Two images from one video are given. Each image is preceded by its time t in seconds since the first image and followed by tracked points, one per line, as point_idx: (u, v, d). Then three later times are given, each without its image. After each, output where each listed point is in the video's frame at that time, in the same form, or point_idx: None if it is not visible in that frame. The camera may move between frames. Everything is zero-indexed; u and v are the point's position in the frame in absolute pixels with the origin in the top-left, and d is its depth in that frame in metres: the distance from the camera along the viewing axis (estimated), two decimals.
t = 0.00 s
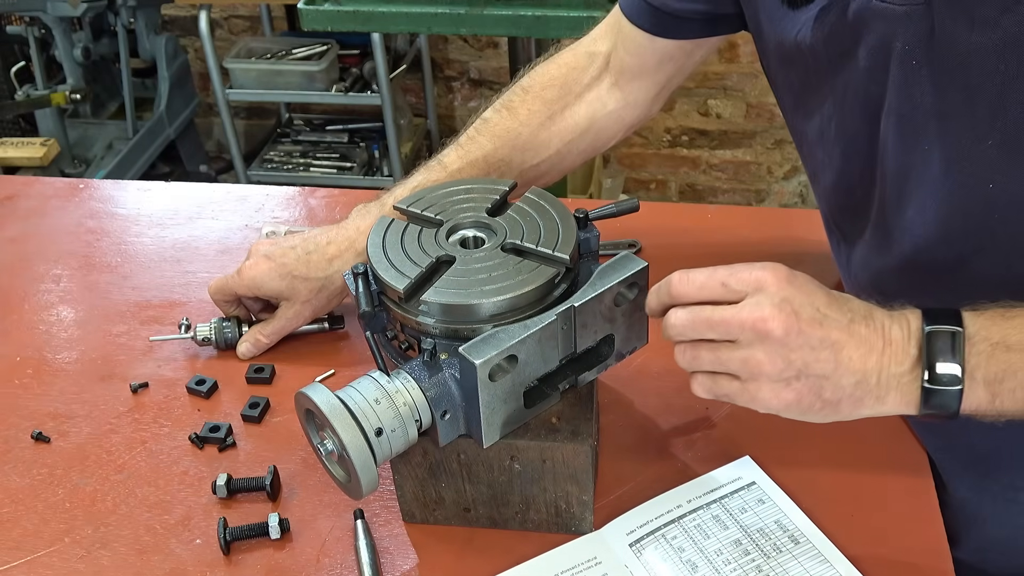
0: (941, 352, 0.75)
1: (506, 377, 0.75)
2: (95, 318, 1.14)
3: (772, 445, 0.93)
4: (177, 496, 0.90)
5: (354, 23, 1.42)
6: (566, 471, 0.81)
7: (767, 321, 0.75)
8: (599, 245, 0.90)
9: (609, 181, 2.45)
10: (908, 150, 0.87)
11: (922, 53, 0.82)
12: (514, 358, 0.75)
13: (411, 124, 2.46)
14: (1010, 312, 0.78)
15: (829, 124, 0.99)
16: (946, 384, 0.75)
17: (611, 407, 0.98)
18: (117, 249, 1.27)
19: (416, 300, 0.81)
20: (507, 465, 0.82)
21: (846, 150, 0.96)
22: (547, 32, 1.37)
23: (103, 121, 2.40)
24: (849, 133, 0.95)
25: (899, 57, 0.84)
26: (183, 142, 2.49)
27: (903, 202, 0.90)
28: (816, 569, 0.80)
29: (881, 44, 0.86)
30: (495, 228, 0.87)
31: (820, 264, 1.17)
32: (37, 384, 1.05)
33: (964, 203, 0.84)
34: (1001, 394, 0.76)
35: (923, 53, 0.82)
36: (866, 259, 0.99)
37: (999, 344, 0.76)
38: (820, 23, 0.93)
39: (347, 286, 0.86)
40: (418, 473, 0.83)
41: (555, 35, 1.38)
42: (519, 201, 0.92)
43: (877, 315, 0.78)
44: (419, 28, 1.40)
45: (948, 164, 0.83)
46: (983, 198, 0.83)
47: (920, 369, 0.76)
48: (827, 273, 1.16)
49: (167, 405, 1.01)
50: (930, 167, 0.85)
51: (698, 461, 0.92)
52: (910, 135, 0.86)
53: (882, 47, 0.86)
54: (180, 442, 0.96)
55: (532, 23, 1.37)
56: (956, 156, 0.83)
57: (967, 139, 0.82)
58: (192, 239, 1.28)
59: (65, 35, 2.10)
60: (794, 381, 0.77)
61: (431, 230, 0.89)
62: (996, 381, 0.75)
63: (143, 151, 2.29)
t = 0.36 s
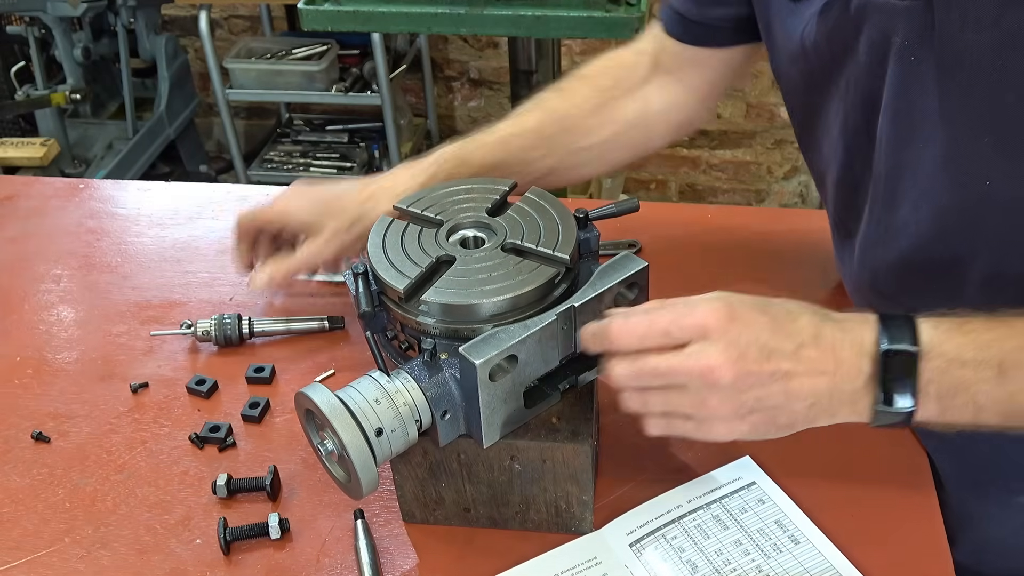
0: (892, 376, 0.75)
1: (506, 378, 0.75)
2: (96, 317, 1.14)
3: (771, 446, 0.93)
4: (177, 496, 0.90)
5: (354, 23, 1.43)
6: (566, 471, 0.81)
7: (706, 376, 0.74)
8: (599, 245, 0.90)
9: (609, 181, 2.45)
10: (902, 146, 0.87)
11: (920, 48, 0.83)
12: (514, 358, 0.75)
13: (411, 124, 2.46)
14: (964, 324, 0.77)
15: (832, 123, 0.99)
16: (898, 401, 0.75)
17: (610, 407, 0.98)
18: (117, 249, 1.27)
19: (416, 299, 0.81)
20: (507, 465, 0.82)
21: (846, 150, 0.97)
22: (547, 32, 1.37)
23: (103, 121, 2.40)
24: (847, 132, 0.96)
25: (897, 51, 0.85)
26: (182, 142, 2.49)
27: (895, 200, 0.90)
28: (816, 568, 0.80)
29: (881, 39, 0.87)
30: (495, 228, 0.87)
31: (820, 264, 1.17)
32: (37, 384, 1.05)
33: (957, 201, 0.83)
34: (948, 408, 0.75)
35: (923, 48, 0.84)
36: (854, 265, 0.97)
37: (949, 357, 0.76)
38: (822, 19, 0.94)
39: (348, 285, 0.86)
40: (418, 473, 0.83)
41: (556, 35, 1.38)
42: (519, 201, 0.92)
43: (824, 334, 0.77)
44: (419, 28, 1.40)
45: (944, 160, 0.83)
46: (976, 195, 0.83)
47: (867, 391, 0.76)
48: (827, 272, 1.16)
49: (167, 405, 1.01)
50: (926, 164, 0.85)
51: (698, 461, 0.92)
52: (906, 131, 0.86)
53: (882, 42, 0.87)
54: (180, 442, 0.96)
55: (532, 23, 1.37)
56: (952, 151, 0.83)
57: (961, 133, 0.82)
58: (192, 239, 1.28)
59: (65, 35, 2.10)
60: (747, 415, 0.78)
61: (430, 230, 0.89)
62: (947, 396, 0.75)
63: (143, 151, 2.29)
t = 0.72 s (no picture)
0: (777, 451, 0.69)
1: (507, 378, 0.75)
2: (96, 318, 1.14)
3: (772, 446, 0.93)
4: (177, 496, 0.90)
5: (354, 24, 1.43)
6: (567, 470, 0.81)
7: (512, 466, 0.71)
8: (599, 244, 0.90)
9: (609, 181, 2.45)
10: (898, 145, 0.87)
11: (917, 48, 0.84)
12: (515, 358, 0.75)
13: (411, 124, 2.46)
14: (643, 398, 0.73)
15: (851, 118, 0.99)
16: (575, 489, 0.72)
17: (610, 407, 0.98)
18: (116, 250, 1.27)
19: (417, 299, 0.81)
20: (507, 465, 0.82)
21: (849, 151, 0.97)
22: (547, 32, 1.37)
23: (103, 121, 2.40)
24: (850, 133, 0.96)
25: (898, 50, 0.86)
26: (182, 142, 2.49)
27: (893, 201, 0.90)
28: (816, 569, 0.80)
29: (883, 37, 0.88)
30: (495, 228, 0.87)
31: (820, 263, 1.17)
32: (37, 384, 1.05)
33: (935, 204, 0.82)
34: (847, 492, 0.69)
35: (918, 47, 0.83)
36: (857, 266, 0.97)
37: (611, 450, 0.72)
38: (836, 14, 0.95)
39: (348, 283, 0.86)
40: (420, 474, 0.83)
41: (555, 35, 1.38)
42: (519, 201, 0.92)
43: (495, 420, 0.73)
44: (419, 28, 1.40)
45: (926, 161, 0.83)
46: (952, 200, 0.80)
47: (716, 485, 0.71)
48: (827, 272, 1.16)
49: (167, 405, 1.01)
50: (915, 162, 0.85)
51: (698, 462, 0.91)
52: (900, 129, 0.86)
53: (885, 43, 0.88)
54: (180, 441, 0.96)
55: (532, 23, 1.37)
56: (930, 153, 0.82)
57: (938, 136, 0.80)
58: (192, 239, 1.28)
59: (64, 35, 2.10)
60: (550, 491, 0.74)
61: (431, 230, 0.89)
62: (727, 487, 0.71)
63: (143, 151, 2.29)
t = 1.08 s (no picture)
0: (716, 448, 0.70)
1: (506, 377, 0.76)
2: (96, 318, 1.14)
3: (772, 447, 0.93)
4: (177, 496, 0.90)
5: (353, 23, 1.43)
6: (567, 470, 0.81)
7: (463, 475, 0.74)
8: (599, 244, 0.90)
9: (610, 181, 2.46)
10: (874, 143, 0.88)
11: (898, 43, 0.84)
12: (515, 358, 0.75)
13: (411, 124, 2.46)
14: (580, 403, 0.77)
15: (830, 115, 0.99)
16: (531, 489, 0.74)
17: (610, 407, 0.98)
18: (116, 249, 1.27)
19: (416, 299, 0.81)
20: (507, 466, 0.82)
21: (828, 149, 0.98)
22: (546, 32, 1.37)
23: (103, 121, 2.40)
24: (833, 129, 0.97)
25: (878, 46, 0.86)
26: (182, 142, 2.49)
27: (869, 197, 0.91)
28: (816, 569, 0.80)
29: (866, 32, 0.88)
30: (495, 228, 0.87)
31: (819, 262, 1.18)
32: (37, 383, 1.05)
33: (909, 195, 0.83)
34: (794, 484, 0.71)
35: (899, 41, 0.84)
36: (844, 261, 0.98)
37: (559, 457, 0.73)
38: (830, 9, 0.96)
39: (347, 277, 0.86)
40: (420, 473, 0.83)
41: (555, 35, 1.38)
42: (519, 201, 0.92)
43: (464, 441, 0.73)
44: (419, 28, 1.40)
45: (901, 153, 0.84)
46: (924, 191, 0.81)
47: (661, 483, 0.73)
48: (826, 271, 1.16)
49: (167, 405, 1.01)
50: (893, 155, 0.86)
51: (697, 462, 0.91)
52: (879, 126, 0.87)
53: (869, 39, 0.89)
54: (180, 441, 0.96)
55: (532, 23, 1.37)
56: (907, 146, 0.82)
57: (914, 132, 0.82)
58: (192, 239, 1.28)
59: (64, 35, 2.10)
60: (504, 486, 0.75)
61: (431, 229, 0.89)
62: (672, 485, 0.73)
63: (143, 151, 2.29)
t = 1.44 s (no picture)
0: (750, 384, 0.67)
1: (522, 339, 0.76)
2: (95, 318, 1.14)
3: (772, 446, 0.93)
4: (176, 496, 0.90)
5: (353, 23, 1.43)
6: (566, 470, 0.81)
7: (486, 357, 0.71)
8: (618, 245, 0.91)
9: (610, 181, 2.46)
10: (897, 136, 0.88)
11: (921, 36, 0.83)
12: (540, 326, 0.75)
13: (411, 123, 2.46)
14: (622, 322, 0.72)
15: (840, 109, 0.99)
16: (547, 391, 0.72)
17: (610, 406, 0.98)
18: (116, 249, 1.27)
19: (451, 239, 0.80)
20: (506, 465, 0.81)
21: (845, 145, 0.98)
22: (546, 32, 1.37)
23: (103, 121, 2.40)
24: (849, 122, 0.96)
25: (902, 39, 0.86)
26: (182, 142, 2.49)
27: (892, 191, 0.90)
28: (816, 569, 0.80)
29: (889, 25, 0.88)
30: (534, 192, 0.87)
31: (819, 262, 1.18)
32: (36, 384, 1.05)
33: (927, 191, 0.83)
34: (825, 438, 0.69)
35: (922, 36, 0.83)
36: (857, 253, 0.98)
37: (589, 363, 0.71)
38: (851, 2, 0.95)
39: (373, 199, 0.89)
40: (418, 473, 0.83)
41: (555, 35, 1.38)
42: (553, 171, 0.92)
43: (485, 327, 0.71)
44: (419, 28, 1.40)
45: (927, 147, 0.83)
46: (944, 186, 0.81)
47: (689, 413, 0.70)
48: (826, 272, 1.16)
49: (166, 405, 1.01)
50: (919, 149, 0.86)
51: (696, 460, 0.91)
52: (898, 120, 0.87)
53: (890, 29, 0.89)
54: (179, 442, 0.96)
55: (532, 23, 1.37)
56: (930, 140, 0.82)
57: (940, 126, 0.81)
58: (191, 239, 1.28)
59: (65, 35, 2.10)
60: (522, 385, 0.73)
61: (471, 169, 0.88)
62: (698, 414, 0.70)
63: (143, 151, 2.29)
